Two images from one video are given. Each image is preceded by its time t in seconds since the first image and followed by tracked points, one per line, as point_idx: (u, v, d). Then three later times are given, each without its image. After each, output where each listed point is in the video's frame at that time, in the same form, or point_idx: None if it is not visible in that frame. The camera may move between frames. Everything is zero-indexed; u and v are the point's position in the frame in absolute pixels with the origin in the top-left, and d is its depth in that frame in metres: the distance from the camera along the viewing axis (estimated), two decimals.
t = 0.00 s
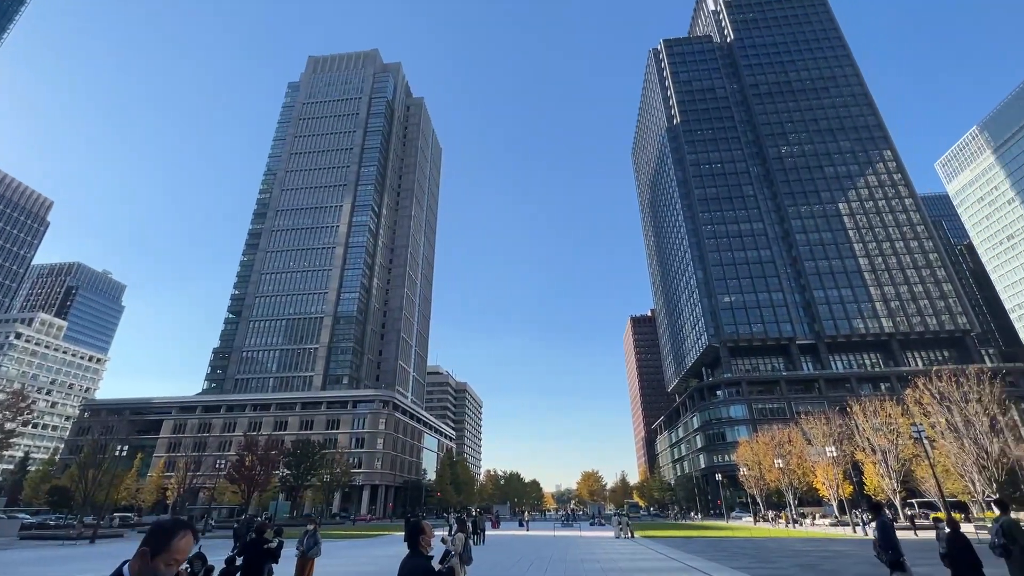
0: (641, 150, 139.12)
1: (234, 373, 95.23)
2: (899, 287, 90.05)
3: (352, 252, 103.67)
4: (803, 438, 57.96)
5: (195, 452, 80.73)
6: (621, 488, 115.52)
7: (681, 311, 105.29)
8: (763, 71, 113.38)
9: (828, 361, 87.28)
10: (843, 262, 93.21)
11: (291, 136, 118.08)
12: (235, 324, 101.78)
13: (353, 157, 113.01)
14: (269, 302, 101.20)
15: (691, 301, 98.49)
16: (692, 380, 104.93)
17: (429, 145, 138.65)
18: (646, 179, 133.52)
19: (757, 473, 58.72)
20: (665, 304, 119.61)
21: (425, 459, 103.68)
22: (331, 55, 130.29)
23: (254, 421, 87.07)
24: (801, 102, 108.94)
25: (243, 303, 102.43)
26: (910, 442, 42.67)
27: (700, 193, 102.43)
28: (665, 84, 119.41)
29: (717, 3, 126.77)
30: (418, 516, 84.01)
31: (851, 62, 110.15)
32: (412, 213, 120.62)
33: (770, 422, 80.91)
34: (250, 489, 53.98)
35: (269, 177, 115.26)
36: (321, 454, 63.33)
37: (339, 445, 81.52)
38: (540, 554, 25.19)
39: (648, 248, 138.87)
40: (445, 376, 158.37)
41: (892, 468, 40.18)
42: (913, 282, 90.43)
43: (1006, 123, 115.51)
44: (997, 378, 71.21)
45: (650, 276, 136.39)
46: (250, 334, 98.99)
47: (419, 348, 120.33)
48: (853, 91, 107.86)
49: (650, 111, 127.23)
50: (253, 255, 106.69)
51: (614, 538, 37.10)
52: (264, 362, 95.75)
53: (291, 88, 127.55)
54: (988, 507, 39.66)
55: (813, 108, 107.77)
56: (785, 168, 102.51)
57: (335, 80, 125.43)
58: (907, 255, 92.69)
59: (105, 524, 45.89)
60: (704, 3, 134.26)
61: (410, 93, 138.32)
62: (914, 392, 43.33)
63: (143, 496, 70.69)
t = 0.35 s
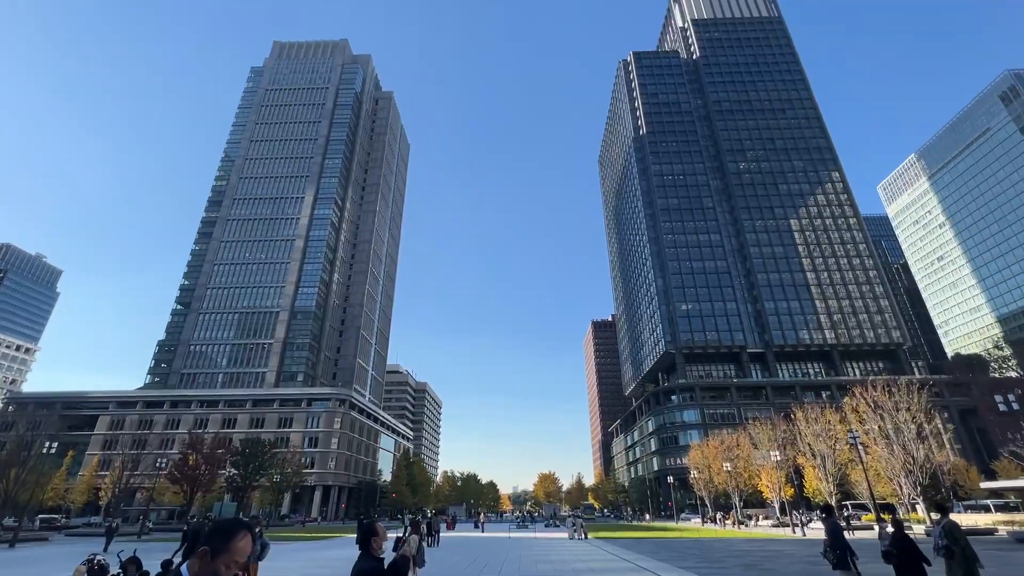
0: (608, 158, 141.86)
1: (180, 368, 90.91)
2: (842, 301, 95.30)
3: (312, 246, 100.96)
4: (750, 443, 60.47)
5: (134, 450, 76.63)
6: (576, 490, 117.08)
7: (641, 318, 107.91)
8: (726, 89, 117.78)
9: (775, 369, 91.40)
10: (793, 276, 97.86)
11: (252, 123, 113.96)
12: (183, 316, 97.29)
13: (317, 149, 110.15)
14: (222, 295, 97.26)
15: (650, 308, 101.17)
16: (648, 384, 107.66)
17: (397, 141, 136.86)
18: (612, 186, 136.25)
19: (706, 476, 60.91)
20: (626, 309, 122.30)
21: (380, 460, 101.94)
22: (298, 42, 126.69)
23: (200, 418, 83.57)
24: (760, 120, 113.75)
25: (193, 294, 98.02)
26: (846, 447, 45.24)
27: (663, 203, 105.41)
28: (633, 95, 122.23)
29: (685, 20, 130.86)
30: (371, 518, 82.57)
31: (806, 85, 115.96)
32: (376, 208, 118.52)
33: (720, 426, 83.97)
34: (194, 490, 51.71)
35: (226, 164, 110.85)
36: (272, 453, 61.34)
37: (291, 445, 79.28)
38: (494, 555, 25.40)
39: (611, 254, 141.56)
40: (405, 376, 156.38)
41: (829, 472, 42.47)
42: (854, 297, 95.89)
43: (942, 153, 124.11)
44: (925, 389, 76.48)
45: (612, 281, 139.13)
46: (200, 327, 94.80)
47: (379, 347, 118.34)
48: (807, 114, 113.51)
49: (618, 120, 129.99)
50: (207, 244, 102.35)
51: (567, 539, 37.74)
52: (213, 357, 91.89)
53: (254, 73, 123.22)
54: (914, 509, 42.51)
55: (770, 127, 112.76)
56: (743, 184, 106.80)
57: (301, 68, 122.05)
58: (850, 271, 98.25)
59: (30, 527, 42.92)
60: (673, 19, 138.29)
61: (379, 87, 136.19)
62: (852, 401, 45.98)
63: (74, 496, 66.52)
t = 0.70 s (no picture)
0: (572, 164, 144.06)
1: (115, 360, 85.57)
2: (786, 313, 100.45)
3: (267, 237, 97.46)
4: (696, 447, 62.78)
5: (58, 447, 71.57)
6: (529, 491, 118.08)
7: (598, 323, 110.08)
8: (687, 105, 122.06)
9: (723, 377, 95.32)
10: (742, 288, 102.35)
11: (206, 105, 108.84)
12: (121, 305, 91.64)
13: (276, 136, 106.49)
14: (165, 284, 92.32)
15: (608, 314, 103.43)
16: (603, 388, 109.98)
17: (361, 134, 134.23)
18: (575, 193, 138.34)
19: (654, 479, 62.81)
20: (584, 314, 124.43)
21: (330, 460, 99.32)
22: (259, 24, 122.15)
23: (135, 414, 79.29)
24: (718, 138, 118.51)
25: (133, 282, 92.55)
26: (784, 451, 47.82)
27: (624, 212, 108.06)
28: (599, 104, 124.76)
29: (651, 35, 134.74)
30: (317, 519, 80.39)
31: (761, 107, 121.80)
32: (336, 201, 115.68)
33: (670, 431, 86.76)
34: (125, 491, 48.83)
35: (175, 146, 105.37)
36: (213, 452, 58.79)
37: (235, 443, 76.30)
38: (444, 557, 25.24)
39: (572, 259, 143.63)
40: (359, 374, 153.16)
41: (768, 475, 44.82)
42: (796, 310, 101.24)
43: (879, 178, 132.97)
44: (855, 399, 81.68)
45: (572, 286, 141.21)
46: (139, 316, 89.54)
47: (333, 344, 115.48)
48: (761, 134, 119.17)
49: (583, 128, 132.32)
50: (150, 230, 96.91)
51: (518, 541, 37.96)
52: (153, 349, 87.07)
53: (211, 53, 117.81)
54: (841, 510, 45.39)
55: (727, 145, 117.65)
56: (700, 197, 110.88)
57: (262, 52, 117.75)
58: (795, 285, 103.70)
59: None
60: (640, 33, 142.08)
61: (344, 77, 133.21)
62: (791, 408, 48.53)
63: None
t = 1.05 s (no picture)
0: (536, 169, 145.66)
1: (36, 349, 79.41)
2: (732, 324, 105.01)
3: (214, 225, 93.04)
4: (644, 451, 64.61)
5: None
6: (479, 494, 117.90)
7: (554, 327, 111.65)
8: (648, 119, 125.87)
9: (671, 383, 98.59)
10: (692, 298, 106.27)
11: (153, 82, 103.03)
12: (45, 289, 85.06)
13: (229, 120, 102.02)
14: (98, 269, 86.50)
15: (564, 318, 105.10)
16: (557, 391, 111.45)
17: (321, 123, 130.61)
18: (537, 197, 139.82)
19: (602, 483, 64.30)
20: (541, 317, 125.85)
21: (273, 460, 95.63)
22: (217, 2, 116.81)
23: (56, 408, 74.26)
24: (676, 152, 122.74)
25: (60, 265, 86.07)
26: (725, 456, 49.93)
27: (584, 219, 110.31)
28: (564, 112, 126.89)
29: (617, 48, 138.16)
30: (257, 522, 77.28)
31: (717, 125, 127.25)
32: (291, 191, 111.76)
33: (619, 435, 88.85)
34: (42, 491, 45.29)
35: (116, 122, 98.90)
36: (144, 450, 55.51)
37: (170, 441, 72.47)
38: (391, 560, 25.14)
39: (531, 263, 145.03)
40: (308, 371, 148.58)
41: (710, 479, 46.75)
42: (742, 321, 106.02)
43: (820, 201, 141.10)
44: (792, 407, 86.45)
45: (530, 290, 142.50)
46: (66, 303, 83.50)
47: (282, 339, 111.49)
48: (716, 151, 124.32)
49: (548, 134, 134.24)
50: (84, 210, 90.54)
51: (466, 543, 37.94)
52: (80, 339, 81.41)
53: (161, 27, 111.56)
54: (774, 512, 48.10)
55: (684, 160, 122.07)
56: (657, 209, 114.46)
57: (218, 31, 112.71)
58: (741, 297, 108.58)
59: None
60: (606, 45, 145.39)
61: (305, 64, 129.36)
62: (732, 415, 50.92)
63: None
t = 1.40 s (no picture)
0: (500, 172, 146.17)
1: None
2: (682, 333, 108.82)
3: (157, 209, 87.97)
4: (593, 454, 65.95)
5: None
6: (429, 495, 116.74)
7: (511, 330, 112.25)
8: (611, 129, 128.75)
9: (623, 388, 101.03)
10: (646, 306, 109.33)
11: (95, 52, 96.77)
12: None
13: (179, 100, 96.91)
14: (22, 250, 80.29)
15: (521, 321, 105.88)
16: (511, 394, 112.04)
17: (279, 110, 126.23)
18: (500, 199, 140.36)
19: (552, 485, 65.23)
20: (498, 319, 126.26)
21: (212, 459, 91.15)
22: None
23: None
24: (636, 164, 126.04)
25: None
26: (671, 460, 51.62)
27: (546, 224, 111.64)
28: (530, 117, 128.09)
29: (584, 59, 140.87)
30: (190, 525, 73.49)
31: (675, 140, 131.79)
32: (244, 178, 107.20)
33: (571, 438, 90.29)
34: None
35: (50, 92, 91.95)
36: (67, 447, 51.79)
37: (96, 438, 67.99)
38: (335, 562, 24.68)
39: (491, 265, 145.28)
40: (254, 367, 142.85)
41: (656, 481, 48.22)
42: (691, 330, 110.04)
43: (768, 218, 148.40)
44: (734, 414, 90.53)
45: (489, 291, 142.66)
46: None
47: (227, 332, 106.68)
48: (673, 166, 128.64)
49: (513, 137, 135.17)
50: (8, 185, 83.70)
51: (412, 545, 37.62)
52: None
53: None
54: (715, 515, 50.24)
55: (643, 172, 125.55)
56: (616, 218, 117.14)
57: (171, 6, 107.07)
58: (692, 308, 112.61)
59: None
60: (573, 53, 147.85)
61: (265, 48, 124.81)
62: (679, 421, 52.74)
63: None
